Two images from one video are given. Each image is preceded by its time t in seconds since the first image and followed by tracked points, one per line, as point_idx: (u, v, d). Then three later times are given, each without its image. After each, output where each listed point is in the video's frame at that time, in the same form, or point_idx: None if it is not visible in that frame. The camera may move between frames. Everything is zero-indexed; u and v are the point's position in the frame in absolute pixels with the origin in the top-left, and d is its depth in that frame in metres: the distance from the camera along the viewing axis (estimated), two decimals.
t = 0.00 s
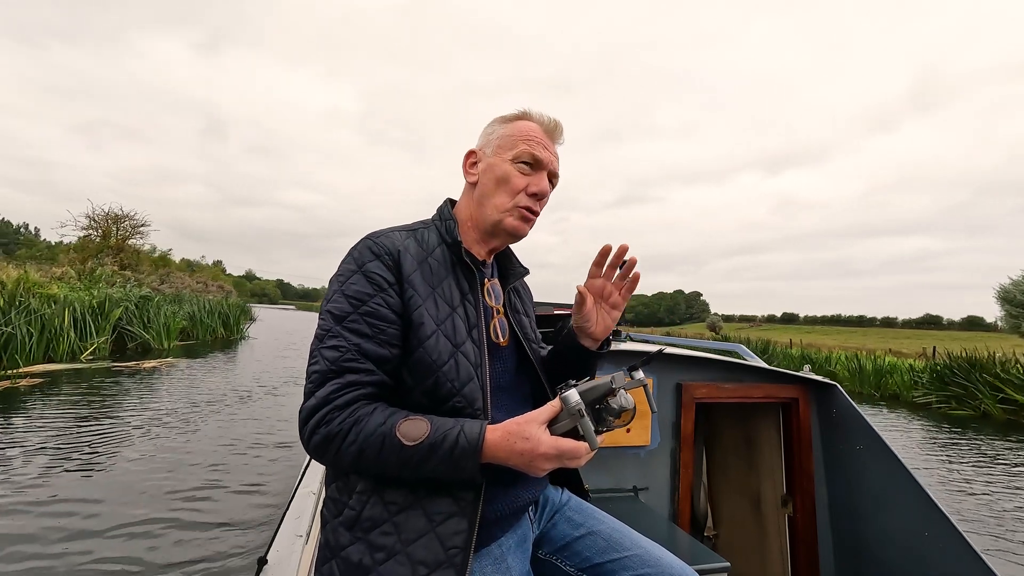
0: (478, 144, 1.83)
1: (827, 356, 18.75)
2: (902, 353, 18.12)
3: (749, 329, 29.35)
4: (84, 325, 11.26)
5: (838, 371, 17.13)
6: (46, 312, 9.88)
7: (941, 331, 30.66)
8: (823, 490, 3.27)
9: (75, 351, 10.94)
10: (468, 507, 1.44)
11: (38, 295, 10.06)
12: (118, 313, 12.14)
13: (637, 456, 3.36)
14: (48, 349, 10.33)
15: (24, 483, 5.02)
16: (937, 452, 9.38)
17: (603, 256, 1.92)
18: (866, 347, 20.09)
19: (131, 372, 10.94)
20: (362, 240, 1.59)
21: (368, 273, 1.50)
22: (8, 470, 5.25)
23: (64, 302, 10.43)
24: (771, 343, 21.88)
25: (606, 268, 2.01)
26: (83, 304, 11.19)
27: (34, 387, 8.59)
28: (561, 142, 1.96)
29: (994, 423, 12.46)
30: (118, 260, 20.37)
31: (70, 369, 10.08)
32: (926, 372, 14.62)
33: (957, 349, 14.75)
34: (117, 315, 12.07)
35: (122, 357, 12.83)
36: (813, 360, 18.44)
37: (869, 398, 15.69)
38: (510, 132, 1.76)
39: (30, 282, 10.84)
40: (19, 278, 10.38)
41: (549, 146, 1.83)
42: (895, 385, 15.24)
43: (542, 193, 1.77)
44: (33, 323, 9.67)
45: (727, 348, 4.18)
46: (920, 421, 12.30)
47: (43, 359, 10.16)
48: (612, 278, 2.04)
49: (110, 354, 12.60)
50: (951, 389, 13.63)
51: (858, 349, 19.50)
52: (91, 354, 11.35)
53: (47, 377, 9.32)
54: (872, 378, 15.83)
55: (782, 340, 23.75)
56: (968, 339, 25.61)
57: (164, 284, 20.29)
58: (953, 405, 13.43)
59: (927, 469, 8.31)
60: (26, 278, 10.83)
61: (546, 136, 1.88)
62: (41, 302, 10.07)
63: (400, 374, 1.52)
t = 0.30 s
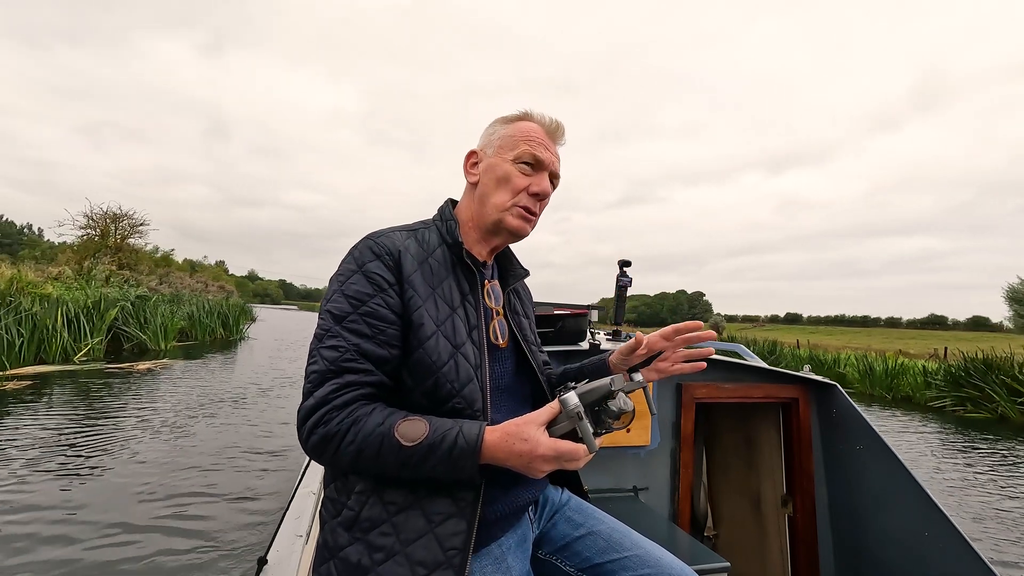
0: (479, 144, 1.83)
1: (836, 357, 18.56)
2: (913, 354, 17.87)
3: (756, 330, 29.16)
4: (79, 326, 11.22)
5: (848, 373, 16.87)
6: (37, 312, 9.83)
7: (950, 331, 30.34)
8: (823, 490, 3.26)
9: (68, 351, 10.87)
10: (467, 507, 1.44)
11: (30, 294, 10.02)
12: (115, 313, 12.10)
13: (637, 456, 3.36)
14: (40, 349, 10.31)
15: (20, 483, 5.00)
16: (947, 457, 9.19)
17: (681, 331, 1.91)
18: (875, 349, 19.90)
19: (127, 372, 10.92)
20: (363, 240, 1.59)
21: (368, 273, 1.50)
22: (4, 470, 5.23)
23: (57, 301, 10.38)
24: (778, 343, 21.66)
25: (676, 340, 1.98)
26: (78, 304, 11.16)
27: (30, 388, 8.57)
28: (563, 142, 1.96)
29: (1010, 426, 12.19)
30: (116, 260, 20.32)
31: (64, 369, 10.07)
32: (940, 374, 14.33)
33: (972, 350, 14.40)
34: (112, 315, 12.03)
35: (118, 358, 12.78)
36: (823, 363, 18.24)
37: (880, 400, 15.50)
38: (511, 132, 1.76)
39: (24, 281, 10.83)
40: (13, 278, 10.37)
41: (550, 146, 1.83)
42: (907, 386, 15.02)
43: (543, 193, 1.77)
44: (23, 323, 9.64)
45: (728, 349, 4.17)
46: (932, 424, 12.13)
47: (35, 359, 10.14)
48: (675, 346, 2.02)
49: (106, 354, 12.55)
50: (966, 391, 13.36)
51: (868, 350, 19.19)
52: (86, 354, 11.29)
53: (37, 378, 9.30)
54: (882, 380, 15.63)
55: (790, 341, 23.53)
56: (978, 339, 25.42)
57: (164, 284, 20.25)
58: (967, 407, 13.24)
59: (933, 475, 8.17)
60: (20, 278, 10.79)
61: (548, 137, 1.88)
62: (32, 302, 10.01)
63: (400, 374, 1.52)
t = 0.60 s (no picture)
0: (480, 144, 1.83)
1: (844, 358, 18.42)
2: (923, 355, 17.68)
3: (762, 330, 29.02)
4: (73, 326, 11.20)
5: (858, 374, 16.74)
6: (28, 312, 9.79)
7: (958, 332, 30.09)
8: (823, 490, 3.26)
9: (63, 351, 10.86)
10: (468, 508, 1.44)
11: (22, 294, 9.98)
12: (110, 313, 12.07)
13: (637, 456, 3.36)
14: (33, 349, 10.28)
15: (17, 487, 5.00)
16: (949, 461, 9.03)
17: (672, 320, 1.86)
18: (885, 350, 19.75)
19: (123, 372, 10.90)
20: (364, 240, 1.59)
21: (369, 273, 1.50)
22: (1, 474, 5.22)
23: (49, 301, 10.34)
24: (785, 344, 21.49)
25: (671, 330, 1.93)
26: (72, 303, 11.11)
27: (28, 390, 8.56)
28: (564, 142, 1.96)
29: None
30: (114, 259, 20.28)
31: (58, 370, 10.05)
32: (953, 375, 14.16)
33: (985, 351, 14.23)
34: (108, 316, 12.00)
35: (114, 358, 12.76)
36: (833, 364, 18.11)
37: (891, 402, 15.36)
38: (512, 132, 1.77)
39: (17, 281, 10.80)
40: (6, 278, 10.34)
41: (551, 145, 1.83)
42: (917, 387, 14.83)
43: (546, 192, 1.77)
44: (13, 324, 9.60)
45: (728, 349, 4.17)
46: (945, 426, 11.98)
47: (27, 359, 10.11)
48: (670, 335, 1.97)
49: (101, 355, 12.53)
50: (980, 392, 13.20)
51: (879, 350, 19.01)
52: (81, 354, 11.27)
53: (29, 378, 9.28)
54: (893, 382, 15.52)
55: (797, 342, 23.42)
56: (986, 339, 25.32)
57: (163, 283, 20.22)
58: (982, 409, 13.11)
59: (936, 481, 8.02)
60: (13, 278, 10.76)
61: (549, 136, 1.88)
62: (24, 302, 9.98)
63: (402, 375, 1.52)
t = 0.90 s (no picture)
0: (476, 144, 1.83)
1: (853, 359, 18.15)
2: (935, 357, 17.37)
3: (769, 331, 28.79)
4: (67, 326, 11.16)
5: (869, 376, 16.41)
6: (18, 312, 9.74)
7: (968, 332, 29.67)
8: (823, 490, 3.26)
9: (57, 352, 10.83)
10: (468, 509, 1.44)
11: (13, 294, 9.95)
12: (106, 313, 12.05)
13: (637, 455, 3.36)
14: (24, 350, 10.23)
15: (18, 485, 5.01)
16: (960, 465, 8.86)
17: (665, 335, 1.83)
18: (895, 351, 19.52)
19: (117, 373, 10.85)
20: (364, 241, 1.59)
21: (369, 274, 1.50)
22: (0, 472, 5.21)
23: (41, 301, 10.30)
24: (793, 345, 21.23)
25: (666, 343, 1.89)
26: (66, 303, 11.06)
27: (26, 391, 8.55)
28: (559, 139, 1.97)
29: None
30: (112, 259, 20.28)
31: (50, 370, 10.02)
32: (968, 378, 13.87)
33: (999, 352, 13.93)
34: (104, 316, 11.98)
35: (109, 358, 12.73)
36: (843, 364, 17.73)
37: (903, 403, 14.95)
38: (509, 131, 1.77)
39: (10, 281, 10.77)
40: None
41: (548, 143, 1.84)
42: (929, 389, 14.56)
43: (545, 190, 1.78)
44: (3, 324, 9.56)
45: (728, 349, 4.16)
46: (960, 429, 11.72)
47: (19, 360, 10.07)
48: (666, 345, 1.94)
49: (96, 355, 12.51)
50: (995, 395, 12.88)
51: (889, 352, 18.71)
52: (74, 355, 11.24)
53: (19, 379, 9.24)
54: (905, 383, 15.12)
55: (805, 343, 23.09)
56: (996, 340, 25.00)
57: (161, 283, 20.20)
58: (999, 412, 12.67)
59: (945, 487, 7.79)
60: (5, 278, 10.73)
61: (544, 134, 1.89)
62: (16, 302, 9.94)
63: (401, 376, 1.53)
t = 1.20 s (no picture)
0: (471, 145, 1.82)
1: (863, 360, 17.94)
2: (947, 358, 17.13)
3: (775, 331, 28.62)
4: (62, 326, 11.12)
5: (879, 377, 16.23)
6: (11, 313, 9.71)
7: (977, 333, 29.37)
8: (823, 491, 3.26)
9: (50, 353, 10.77)
10: (469, 509, 1.44)
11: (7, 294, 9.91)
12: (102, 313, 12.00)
13: (637, 455, 3.36)
14: (17, 350, 10.21)
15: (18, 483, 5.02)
16: (969, 467, 8.77)
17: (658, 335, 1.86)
18: (905, 352, 19.31)
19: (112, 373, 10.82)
20: (363, 240, 1.59)
21: (368, 273, 1.51)
22: None
23: (35, 301, 10.26)
24: (800, 347, 21.04)
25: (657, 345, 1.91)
26: (61, 303, 11.02)
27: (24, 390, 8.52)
28: (548, 135, 1.98)
29: None
30: (110, 258, 20.28)
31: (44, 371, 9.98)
32: (982, 379, 13.66)
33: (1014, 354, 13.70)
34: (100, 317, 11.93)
35: (105, 359, 12.68)
36: (851, 364, 17.51)
37: (915, 405, 14.72)
38: (506, 130, 1.77)
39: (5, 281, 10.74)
40: None
41: (543, 141, 1.85)
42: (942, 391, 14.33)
43: (546, 187, 1.80)
44: None
45: (728, 349, 4.16)
46: (974, 432, 11.53)
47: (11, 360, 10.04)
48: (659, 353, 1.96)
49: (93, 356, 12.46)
50: (1012, 397, 12.63)
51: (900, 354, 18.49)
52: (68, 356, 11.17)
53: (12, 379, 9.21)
54: (917, 385, 14.87)
55: (811, 343, 22.91)
56: (1006, 341, 24.71)
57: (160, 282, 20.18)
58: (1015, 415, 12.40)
59: (955, 491, 7.63)
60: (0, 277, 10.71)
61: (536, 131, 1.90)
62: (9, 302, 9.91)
63: (401, 375, 1.53)
